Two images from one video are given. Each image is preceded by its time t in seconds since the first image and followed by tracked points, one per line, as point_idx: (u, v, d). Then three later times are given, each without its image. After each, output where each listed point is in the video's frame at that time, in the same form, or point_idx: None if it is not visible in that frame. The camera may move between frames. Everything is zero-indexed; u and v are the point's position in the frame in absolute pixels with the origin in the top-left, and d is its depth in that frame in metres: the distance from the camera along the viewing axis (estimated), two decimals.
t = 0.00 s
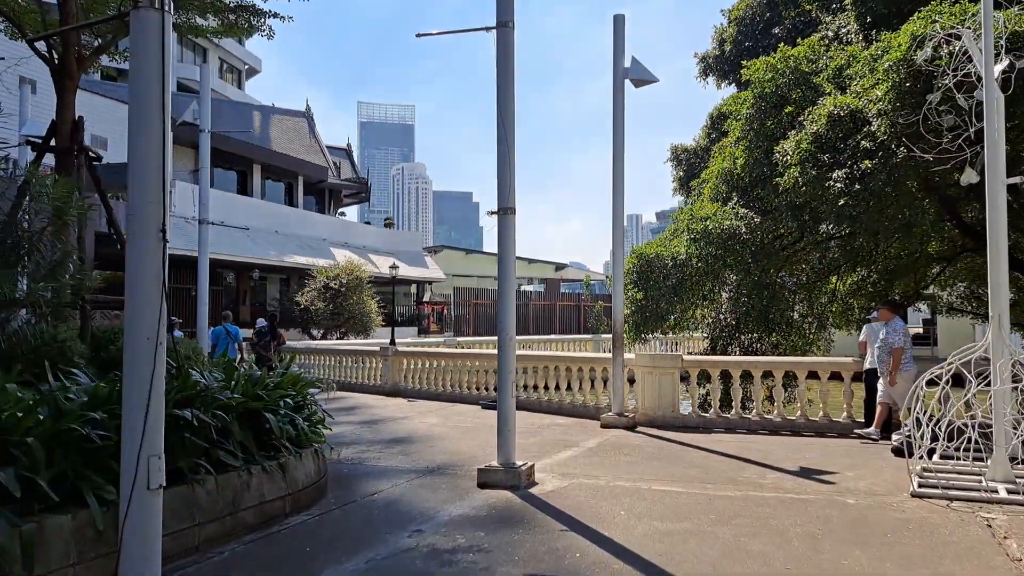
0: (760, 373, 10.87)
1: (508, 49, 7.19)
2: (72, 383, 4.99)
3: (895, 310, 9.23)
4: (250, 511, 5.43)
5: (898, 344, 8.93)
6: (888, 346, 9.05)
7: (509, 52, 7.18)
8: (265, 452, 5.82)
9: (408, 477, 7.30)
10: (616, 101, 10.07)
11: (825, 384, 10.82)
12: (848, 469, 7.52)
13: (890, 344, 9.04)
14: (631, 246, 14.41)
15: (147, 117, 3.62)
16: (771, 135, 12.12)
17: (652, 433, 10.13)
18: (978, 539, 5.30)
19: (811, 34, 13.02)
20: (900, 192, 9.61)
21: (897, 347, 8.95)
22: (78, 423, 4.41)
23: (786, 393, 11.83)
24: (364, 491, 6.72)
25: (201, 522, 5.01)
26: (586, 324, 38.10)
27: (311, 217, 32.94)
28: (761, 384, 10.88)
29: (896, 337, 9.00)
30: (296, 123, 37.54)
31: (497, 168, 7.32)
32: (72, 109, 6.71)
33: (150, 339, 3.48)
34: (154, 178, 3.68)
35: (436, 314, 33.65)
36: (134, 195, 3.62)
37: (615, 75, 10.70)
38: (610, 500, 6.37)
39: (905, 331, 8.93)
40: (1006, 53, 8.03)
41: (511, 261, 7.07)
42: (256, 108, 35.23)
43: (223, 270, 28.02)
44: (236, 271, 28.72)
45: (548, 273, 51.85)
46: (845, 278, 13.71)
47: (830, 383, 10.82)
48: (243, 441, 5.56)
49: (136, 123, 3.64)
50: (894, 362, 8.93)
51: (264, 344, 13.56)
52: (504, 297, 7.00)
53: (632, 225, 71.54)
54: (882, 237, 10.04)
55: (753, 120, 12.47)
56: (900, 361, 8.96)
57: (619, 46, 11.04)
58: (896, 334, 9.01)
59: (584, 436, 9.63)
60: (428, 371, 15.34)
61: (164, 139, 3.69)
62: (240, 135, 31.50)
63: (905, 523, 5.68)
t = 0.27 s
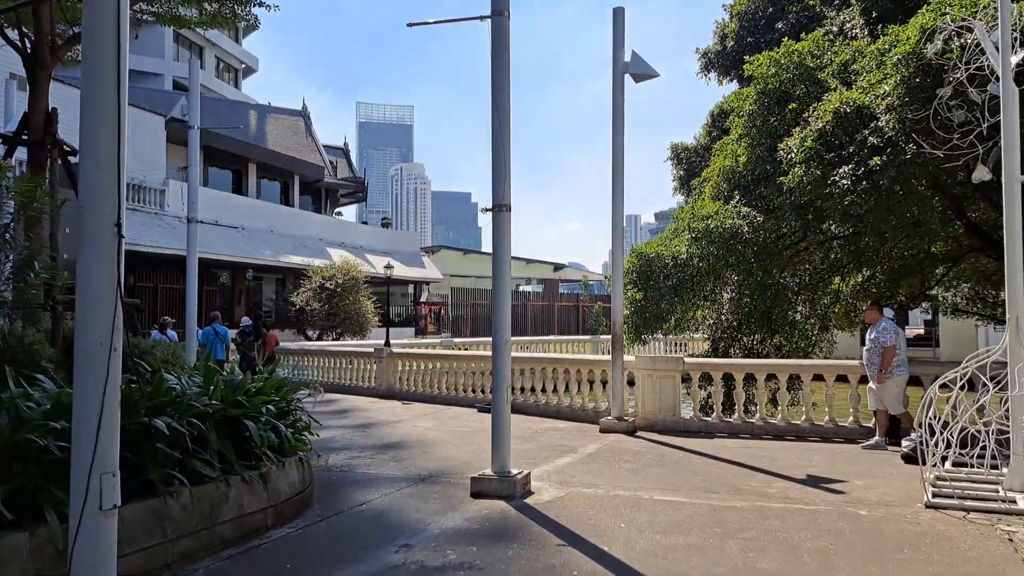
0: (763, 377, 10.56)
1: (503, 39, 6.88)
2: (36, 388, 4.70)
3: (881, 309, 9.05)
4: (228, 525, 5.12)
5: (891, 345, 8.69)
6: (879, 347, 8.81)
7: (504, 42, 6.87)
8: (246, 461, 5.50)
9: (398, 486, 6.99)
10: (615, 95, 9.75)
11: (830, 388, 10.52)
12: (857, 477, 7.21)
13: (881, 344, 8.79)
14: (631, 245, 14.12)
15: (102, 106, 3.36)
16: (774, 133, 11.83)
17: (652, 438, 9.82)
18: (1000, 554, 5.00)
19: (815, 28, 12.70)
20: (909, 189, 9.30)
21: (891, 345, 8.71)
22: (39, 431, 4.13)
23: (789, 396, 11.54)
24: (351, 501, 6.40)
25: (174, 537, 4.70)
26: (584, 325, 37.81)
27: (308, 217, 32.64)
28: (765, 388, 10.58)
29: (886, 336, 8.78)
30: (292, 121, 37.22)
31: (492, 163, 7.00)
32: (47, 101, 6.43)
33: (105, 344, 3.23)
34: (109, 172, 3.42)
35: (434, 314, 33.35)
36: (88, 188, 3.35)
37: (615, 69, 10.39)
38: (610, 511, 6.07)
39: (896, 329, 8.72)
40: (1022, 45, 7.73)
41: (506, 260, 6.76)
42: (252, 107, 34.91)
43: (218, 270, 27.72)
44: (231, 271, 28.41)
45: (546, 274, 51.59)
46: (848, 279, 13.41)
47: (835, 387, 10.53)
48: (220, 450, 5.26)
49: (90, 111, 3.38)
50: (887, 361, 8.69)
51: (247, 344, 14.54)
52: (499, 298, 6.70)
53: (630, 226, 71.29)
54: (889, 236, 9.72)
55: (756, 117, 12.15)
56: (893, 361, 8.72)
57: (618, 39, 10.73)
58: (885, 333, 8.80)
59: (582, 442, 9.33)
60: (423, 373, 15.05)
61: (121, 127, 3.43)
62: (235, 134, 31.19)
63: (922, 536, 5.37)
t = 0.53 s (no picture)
0: (769, 378, 10.26)
1: (501, 24, 6.57)
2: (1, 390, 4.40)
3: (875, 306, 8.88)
4: (209, 536, 4.82)
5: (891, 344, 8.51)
6: (876, 345, 8.60)
7: (501, 27, 6.56)
8: (228, 468, 5.20)
9: (391, 493, 6.69)
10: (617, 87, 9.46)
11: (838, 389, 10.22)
12: (869, 483, 6.93)
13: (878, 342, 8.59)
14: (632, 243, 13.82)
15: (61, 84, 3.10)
16: (779, 128, 11.53)
17: (655, 441, 9.53)
18: None
19: (820, 21, 12.40)
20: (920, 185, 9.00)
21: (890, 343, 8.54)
22: None
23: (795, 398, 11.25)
24: (341, 509, 6.11)
25: (150, 549, 4.40)
26: (583, 325, 37.55)
27: (304, 215, 32.33)
28: (770, 389, 10.28)
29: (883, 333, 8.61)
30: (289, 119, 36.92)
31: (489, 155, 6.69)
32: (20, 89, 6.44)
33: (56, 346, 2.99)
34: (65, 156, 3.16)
35: (431, 314, 33.07)
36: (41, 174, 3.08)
37: (616, 61, 10.10)
38: (613, 519, 5.77)
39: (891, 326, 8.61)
40: None
41: (503, 255, 6.47)
42: (249, 104, 34.61)
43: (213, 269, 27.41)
44: (226, 270, 28.08)
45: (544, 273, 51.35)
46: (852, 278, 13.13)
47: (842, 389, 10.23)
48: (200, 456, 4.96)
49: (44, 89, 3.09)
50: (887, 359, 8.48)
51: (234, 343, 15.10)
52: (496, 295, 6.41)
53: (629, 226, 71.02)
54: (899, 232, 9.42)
55: (760, 111, 11.85)
56: (890, 360, 8.53)
57: (619, 31, 10.44)
58: (881, 330, 8.62)
59: (583, 445, 9.03)
60: (420, 374, 14.76)
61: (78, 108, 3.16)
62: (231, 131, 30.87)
63: (944, 548, 5.08)
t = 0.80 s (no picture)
0: (776, 382, 9.96)
1: (501, 11, 6.24)
2: None
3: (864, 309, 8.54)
4: (187, 553, 4.51)
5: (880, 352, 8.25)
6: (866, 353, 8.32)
7: (501, 14, 6.24)
8: (209, 479, 4.89)
9: (384, 504, 6.38)
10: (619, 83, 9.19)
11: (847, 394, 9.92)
12: (884, 494, 6.62)
13: (866, 349, 8.31)
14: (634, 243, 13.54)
15: (6, 61, 2.87)
16: (785, 125, 11.25)
17: (659, 447, 9.23)
18: None
19: (826, 17, 12.13)
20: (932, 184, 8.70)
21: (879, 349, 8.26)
22: None
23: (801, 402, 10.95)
24: (331, 522, 5.80)
25: (122, 569, 4.09)
26: (582, 326, 37.26)
27: (301, 215, 32.02)
28: (777, 394, 9.98)
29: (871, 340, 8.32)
30: (287, 118, 36.62)
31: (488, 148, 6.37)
32: None
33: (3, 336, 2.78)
34: (10, 149, 2.95)
35: (429, 315, 32.76)
36: None
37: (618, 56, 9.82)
38: (618, 533, 5.47)
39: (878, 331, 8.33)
40: None
41: (502, 255, 6.16)
42: (246, 103, 34.31)
43: (208, 269, 27.16)
44: (223, 271, 27.89)
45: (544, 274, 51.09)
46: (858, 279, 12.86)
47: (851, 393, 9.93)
48: (178, 467, 4.65)
49: None
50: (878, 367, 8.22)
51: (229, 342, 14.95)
52: (494, 295, 6.11)
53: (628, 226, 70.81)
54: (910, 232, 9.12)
55: (765, 107, 11.56)
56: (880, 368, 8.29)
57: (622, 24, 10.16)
58: (869, 337, 8.33)
59: (584, 451, 8.73)
60: (417, 376, 14.46)
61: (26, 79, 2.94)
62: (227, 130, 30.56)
63: (970, 565, 4.78)
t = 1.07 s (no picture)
0: (784, 382, 9.64)
1: None
2: None
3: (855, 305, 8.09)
4: (165, 564, 4.21)
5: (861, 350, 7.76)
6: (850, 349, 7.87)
7: None
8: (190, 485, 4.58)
9: (379, 508, 6.07)
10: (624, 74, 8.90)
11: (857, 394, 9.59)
12: (902, 498, 6.32)
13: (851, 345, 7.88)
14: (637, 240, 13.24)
15: None
16: (792, 118, 10.96)
17: (663, 449, 8.92)
18: None
19: (835, 7, 11.82)
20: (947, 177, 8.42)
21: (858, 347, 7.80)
22: None
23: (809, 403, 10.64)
24: (322, 528, 5.50)
25: None
26: (582, 326, 37.00)
27: (298, 213, 31.71)
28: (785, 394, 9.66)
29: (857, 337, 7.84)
30: (284, 116, 36.30)
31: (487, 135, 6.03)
32: None
33: None
34: None
35: (428, 314, 32.45)
36: None
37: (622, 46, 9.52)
38: (626, 541, 5.16)
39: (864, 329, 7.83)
40: None
41: (503, 248, 5.86)
42: (242, 101, 33.98)
43: (204, 268, 26.86)
44: (219, 269, 27.61)
45: (543, 273, 50.83)
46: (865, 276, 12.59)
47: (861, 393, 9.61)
48: (155, 471, 4.35)
49: None
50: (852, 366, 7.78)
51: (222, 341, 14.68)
52: (494, 289, 5.80)
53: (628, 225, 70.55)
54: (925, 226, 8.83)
55: (772, 100, 11.27)
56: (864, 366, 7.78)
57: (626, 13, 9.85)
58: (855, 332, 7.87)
59: (587, 454, 8.43)
60: (414, 375, 14.16)
61: None
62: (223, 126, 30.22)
63: None
